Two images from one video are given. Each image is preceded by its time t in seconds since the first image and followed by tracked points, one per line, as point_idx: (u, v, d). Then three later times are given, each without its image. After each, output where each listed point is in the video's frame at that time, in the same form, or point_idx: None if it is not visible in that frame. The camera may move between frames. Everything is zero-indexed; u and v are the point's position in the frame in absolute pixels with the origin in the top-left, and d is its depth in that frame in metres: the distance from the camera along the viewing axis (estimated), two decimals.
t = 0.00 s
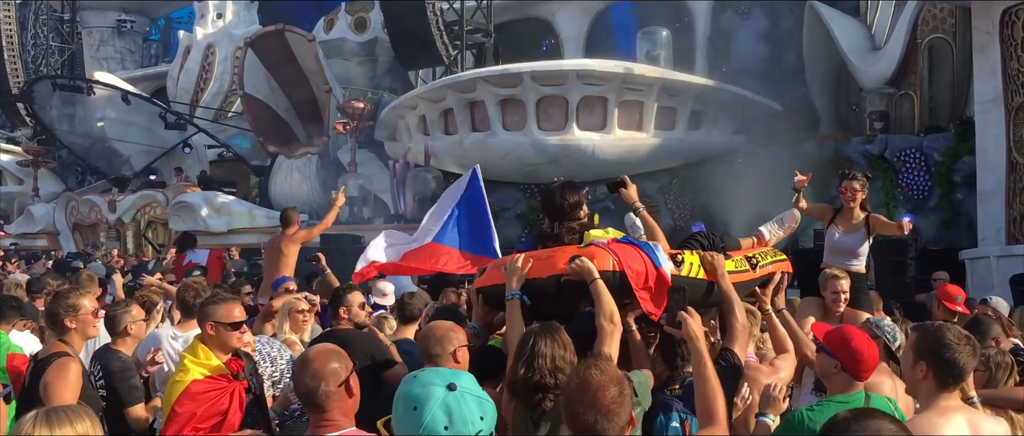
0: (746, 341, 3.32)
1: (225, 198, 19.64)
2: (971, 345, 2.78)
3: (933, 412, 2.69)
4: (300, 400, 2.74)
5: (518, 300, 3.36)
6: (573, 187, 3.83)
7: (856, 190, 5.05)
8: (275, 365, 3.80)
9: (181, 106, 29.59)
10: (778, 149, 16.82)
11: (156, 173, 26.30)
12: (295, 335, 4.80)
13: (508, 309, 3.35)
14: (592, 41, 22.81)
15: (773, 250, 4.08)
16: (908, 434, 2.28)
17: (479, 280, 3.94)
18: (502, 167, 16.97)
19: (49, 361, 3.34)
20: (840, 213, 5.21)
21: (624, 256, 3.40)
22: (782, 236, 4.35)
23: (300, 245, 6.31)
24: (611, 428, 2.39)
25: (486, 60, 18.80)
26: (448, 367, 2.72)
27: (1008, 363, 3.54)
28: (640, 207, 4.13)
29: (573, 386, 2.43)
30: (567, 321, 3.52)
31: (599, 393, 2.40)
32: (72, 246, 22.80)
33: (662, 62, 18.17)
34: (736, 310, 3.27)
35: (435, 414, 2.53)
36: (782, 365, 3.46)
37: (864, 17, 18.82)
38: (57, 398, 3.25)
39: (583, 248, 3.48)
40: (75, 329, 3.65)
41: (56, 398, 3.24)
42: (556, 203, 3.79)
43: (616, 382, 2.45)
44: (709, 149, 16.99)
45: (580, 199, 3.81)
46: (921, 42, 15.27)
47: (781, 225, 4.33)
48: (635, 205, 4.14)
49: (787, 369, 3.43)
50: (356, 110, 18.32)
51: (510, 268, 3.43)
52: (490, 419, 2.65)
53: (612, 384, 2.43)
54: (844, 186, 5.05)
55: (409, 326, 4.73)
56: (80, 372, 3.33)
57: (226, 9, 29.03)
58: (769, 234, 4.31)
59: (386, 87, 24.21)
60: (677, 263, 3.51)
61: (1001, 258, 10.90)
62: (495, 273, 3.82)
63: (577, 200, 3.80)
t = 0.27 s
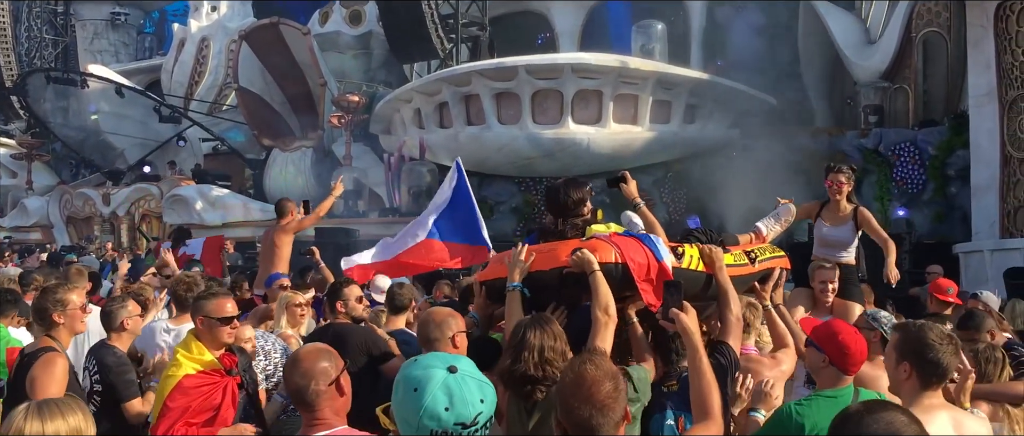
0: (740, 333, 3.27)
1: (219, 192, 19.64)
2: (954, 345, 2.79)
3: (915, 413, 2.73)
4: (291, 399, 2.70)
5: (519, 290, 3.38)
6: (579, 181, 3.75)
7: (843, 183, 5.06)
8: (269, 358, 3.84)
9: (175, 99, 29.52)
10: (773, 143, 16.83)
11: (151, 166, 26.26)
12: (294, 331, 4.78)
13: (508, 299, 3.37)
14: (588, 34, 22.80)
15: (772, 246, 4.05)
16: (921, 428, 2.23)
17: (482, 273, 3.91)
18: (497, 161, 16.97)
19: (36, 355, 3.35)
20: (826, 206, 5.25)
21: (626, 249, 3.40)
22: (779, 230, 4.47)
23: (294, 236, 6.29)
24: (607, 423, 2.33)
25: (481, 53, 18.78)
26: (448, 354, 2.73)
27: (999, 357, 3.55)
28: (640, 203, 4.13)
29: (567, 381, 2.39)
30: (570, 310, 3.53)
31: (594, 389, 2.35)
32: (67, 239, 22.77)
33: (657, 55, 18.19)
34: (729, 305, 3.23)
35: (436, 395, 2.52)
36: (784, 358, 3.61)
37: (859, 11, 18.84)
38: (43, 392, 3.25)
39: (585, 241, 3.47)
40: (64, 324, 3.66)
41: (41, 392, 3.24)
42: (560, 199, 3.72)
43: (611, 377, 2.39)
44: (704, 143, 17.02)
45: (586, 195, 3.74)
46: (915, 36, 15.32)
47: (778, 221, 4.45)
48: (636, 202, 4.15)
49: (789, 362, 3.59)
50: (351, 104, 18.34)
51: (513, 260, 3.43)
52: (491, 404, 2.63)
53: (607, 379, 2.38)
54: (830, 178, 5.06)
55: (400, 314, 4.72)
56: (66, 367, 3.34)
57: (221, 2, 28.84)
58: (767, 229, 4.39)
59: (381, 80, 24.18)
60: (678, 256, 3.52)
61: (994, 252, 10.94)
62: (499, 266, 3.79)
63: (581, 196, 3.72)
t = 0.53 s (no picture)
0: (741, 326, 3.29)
1: (214, 183, 19.64)
2: (937, 327, 2.80)
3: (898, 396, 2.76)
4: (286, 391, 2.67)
5: (527, 282, 3.40)
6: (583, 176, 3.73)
7: (830, 174, 5.02)
8: (264, 351, 3.88)
9: (170, 90, 29.46)
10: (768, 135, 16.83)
11: (145, 157, 26.21)
12: (292, 324, 4.77)
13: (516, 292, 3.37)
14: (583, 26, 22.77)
15: (773, 243, 4.11)
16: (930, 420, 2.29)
17: (488, 263, 3.80)
18: (492, 152, 16.97)
19: (28, 347, 3.36)
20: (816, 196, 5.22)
21: (634, 242, 3.39)
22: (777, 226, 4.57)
23: (289, 231, 6.26)
24: (603, 417, 2.34)
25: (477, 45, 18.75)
26: (444, 349, 2.73)
27: (993, 351, 3.55)
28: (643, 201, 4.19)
29: (563, 372, 2.38)
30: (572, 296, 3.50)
31: (589, 382, 2.34)
32: (61, 231, 22.75)
33: (652, 47, 18.18)
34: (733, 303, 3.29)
35: (431, 390, 2.53)
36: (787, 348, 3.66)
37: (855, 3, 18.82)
38: (35, 388, 3.24)
39: (592, 234, 3.47)
40: (55, 316, 3.66)
41: (34, 386, 3.23)
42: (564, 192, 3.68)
43: (607, 371, 2.39)
44: (700, 135, 17.03)
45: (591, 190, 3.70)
46: (911, 28, 15.32)
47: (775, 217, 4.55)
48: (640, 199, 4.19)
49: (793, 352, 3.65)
50: (346, 95, 18.35)
51: (524, 252, 3.45)
52: (485, 396, 2.63)
53: (602, 373, 2.37)
54: (817, 169, 5.03)
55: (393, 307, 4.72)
56: (59, 358, 3.34)
57: None
58: (765, 225, 4.49)
59: (376, 71, 24.12)
60: (682, 250, 3.48)
61: (989, 244, 10.95)
62: (507, 257, 3.71)
63: (586, 191, 3.67)
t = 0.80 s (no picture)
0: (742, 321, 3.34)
1: (210, 174, 19.62)
2: (919, 320, 2.82)
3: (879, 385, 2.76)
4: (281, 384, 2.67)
5: (536, 277, 3.34)
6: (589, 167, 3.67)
7: (822, 167, 5.04)
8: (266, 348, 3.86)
9: (165, 80, 29.38)
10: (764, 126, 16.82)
11: (141, 147, 26.16)
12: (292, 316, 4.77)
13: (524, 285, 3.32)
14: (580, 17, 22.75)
15: (773, 239, 4.13)
16: (935, 405, 2.23)
17: (494, 255, 3.77)
18: (489, 143, 16.97)
19: (23, 340, 3.37)
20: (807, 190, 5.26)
21: (641, 238, 3.37)
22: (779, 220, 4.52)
23: (283, 227, 6.27)
24: (600, 410, 2.32)
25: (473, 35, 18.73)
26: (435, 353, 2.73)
27: (990, 341, 3.44)
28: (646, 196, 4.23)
29: (558, 365, 2.36)
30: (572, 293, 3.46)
31: (586, 374, 2.32)
32: (56, 222, 22.73)
33: (649, 38, 18.17)
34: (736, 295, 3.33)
35: (422, 394, 2.53)
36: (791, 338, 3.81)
37: None
38: (32, 380, 3.25)
39: (600, 227, 3.46)
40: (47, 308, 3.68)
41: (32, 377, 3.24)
42: (573, 185, 3.65)
43: (604, 363, 2.37)
44: (695, 126, 17.05)
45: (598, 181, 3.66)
46: (907, 19, 15.35)
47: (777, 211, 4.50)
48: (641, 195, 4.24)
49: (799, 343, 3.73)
50: (342, 86, 18.55)
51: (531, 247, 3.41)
52: (476, 399, 2.63)
53: (600, 366, 2.35)
54: (809, 163, 5.05)
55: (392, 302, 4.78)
56: (56, 349, 3.36)
57: None
58: (768, 219, 4.46)
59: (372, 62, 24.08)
60: (688, 246, 3.47)
61: (984, 235, 10.98)
62: (515, 249, 3.67)
63: (595, 182, 3.64)
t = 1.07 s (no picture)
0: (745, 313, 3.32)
1: (206, 164, 19.61)
2: (899, 321, 2.83)
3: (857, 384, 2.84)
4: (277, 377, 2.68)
5: (543, 269, 3.22)
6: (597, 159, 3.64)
7: (811, 157, 5.05)
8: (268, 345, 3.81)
9: (161, 70, 29.33)
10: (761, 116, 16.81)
11: (137, 137, 26.12)
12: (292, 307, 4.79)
13: (533, 279, 3.20)
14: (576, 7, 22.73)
15: (775, 230, 4.12)
16: (931, 391, 2.11)
17: (499, 244, 3.66)
18: (485, 133, 16.95)
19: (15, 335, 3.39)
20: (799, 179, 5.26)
21: (647, 230, 3.32)
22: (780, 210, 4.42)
23: (278, 217, 6.26)
24: (595, 403, 2.18)
25: (470, 25, 18.72)
26: (419, 338, 2.60)
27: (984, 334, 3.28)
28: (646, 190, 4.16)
29: (554, 360, 2.23)
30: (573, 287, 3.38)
31: (582, 368, 2.19)
32: (52, 211, 22.71)
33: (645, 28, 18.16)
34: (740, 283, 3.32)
35: (403, 377, 2.40)
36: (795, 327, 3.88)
37: None
38: (25, 375, 3.25)
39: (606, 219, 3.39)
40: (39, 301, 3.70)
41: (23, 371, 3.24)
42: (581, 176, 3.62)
43: (600, 356, 2.25)
44: (692, 117, 17.06)
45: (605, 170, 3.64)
46: (903, 10, 15.36)
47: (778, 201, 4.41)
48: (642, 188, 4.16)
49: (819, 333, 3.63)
50: (338, 76, 18.49)
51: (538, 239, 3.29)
52: (462, 386, 2.50)
53: (595, 359, 2.23)
54: (799, 154, 5.06)
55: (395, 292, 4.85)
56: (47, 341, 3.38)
57: None
58: (768, 209, 4.35)
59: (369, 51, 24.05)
60: (693, 240, 3.46)
61: (979, 225, 11.01)
62: (521, 239, 3.55)
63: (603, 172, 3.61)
